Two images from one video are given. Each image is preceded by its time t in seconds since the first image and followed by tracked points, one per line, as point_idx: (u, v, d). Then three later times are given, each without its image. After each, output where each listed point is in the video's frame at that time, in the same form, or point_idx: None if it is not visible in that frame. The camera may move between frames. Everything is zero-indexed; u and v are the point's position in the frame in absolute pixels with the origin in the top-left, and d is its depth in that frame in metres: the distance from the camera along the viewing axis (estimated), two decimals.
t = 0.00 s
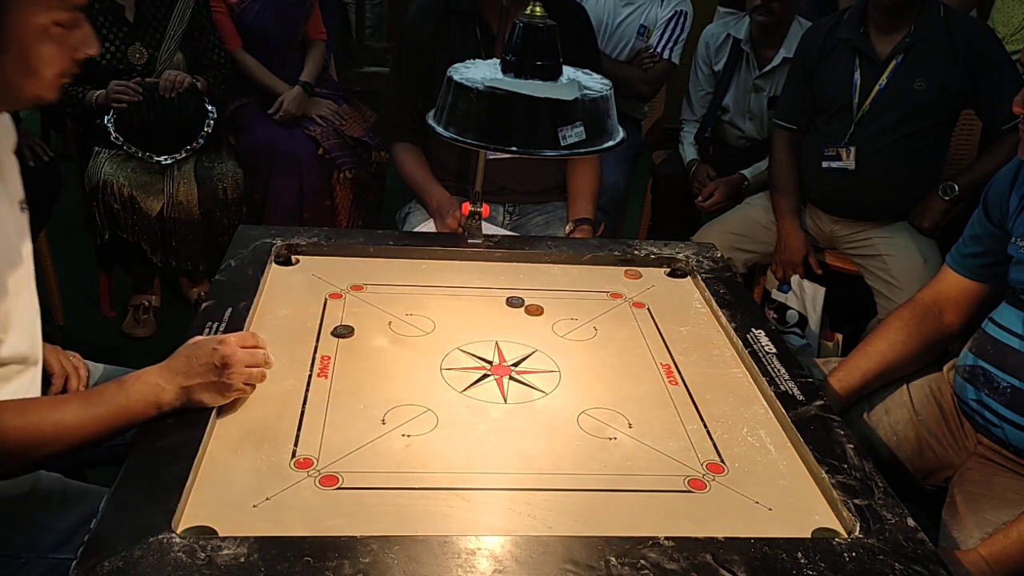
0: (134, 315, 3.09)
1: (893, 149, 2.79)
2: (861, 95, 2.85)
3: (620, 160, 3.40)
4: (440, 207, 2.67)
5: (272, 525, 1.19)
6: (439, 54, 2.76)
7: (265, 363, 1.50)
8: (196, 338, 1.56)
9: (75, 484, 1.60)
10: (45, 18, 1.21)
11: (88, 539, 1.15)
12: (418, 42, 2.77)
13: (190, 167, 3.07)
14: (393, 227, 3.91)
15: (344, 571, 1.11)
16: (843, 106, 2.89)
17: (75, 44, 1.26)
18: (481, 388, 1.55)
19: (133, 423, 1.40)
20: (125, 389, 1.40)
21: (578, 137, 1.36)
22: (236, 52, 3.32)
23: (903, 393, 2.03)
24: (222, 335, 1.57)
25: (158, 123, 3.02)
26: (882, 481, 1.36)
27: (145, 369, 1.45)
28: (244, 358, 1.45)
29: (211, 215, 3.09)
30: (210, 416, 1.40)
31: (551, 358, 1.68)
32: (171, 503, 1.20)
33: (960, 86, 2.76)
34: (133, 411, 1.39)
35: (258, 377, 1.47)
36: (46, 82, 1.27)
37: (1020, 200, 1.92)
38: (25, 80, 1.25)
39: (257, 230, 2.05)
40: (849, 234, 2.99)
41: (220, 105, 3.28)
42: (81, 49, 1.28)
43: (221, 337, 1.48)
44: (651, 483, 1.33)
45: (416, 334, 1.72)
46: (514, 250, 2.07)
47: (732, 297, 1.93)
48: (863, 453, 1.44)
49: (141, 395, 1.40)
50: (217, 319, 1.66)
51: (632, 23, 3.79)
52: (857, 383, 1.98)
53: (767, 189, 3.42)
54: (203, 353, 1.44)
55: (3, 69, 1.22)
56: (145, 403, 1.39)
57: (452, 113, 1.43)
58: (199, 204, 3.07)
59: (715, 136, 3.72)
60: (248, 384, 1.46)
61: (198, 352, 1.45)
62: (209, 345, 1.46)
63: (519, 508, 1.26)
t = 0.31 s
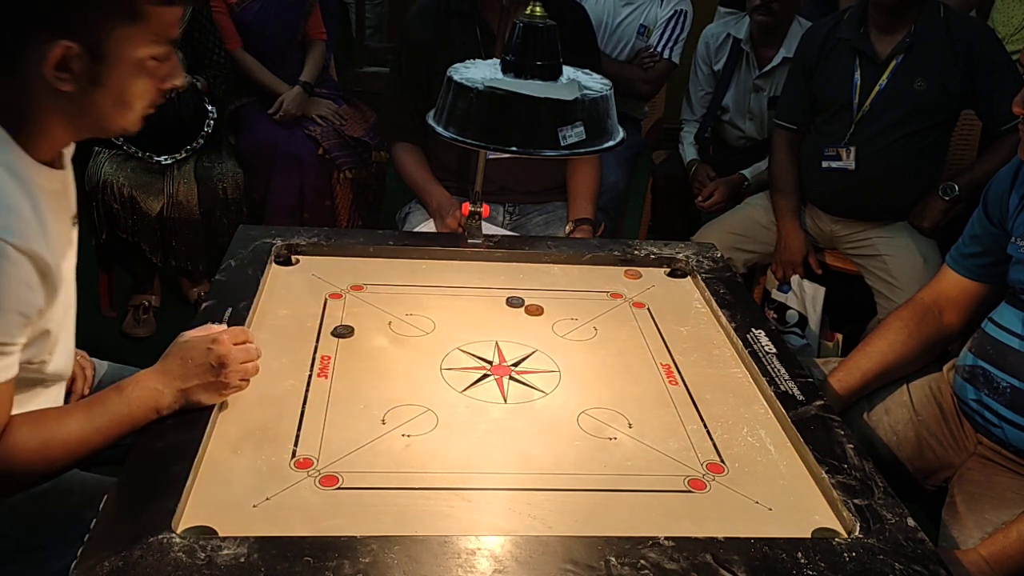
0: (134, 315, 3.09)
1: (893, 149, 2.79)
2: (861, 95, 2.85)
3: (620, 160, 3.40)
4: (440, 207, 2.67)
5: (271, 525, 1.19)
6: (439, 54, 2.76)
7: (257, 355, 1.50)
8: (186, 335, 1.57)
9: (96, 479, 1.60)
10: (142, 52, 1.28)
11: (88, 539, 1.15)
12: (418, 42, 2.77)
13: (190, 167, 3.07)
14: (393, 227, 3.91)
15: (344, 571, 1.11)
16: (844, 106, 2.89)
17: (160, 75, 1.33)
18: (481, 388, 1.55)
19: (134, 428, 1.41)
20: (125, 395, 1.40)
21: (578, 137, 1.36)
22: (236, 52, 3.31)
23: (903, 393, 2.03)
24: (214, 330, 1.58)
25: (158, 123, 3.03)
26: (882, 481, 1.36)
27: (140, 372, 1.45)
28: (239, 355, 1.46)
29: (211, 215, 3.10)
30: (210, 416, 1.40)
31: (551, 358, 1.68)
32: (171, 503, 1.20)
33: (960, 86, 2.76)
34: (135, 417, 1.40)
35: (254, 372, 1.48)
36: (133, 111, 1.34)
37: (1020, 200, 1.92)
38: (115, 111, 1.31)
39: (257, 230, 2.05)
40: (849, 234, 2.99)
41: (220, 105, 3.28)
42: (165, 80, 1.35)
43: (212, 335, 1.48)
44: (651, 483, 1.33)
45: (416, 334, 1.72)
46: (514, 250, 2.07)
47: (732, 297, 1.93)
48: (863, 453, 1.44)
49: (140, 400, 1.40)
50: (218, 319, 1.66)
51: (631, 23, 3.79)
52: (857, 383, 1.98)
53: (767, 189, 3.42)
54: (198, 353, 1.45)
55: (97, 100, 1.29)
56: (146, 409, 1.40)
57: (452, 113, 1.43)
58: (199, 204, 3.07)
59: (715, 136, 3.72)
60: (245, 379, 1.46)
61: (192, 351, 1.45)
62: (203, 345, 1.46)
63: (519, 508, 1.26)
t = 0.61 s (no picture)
0: (134, 315, 3.09)
1: (893, 149, 2.79)
2: (861, 95, 2.85)
3: (620, 160, 3.41)
4: (440, 207, 2.67)
5: (271, 525, 1.19)
6: (439, 54, 2.76)
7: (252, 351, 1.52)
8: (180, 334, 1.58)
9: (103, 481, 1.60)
10: (164, 62, 1.27)
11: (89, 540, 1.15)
12: (418, 42, 2.77)
13: (190, 167, 3.07)
14: (393, 227, 3.91)
15: (344, 571, 1.11)
16: (844, 106, 2.89)
17: (180, 84, 1.32)
18: (481, 388, 1.55)
19: (137, 431, 1.41)
20: (127, 398, 1.40)
21: (578, 137, 1.36)
22: (236, 52, 3.30)
23: (903, 393, 2.03)
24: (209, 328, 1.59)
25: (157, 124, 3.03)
26: (882, 481, 1.36)
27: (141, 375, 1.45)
28: (236, 352, 1.47)
29: (211, 215, 3.10)
30: (210, 416, 1.40)
31: (551, 358, 1.68)
32: (171, 503, 1.20)
33: (959, 86, 2.76)
34: (137, 420, 1.40)
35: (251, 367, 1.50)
36: (151, 122, 1.34)
37: (1020, 200, 1.92)
38: (134, 119, 1.31)
39: (257, 230, 2.05)
40: (849, 234, 2.99)
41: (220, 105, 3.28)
42: (184, 89, 1.34)
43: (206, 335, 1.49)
44: (651, 483, 1.33)
45: (416, 334, 1.72)
46: (515, 250, 2.07)
47: (732, 297, 1.93)
48: (863, 453, 1.44)
49: (143, 403, 1.40)
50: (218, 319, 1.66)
51: (631, 23, 3.79)
52: (857, 383, 1.98)
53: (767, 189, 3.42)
54: (196, 353, 1.46)
55: (117, 109, 1.28)
56: (148, 411, 1.40)
57: (453, 113, 1.43)
58: (199, 204, 3.07)
59: (715, 136, 3.72)
60: (243, 375, 1.48)
61: (189, 352, 1.46)
62: (199, 345, 1.47)
63: (519, 508, 1.26)
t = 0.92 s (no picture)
0: (134, 315, 3.09)
1: (894, 149, 2.79)
2: (861, 95, 2.85)
3: (620, 160, 3.41)
4: (440, 207, 2.67)
5: (271, 525, 1.19)
6: (439, 54, 2.76)
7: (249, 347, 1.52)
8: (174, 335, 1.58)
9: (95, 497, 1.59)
10: (96, 64, 1.23)
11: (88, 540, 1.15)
12: (418, 42, 2.77)
13: (190, 167, 3.07)
14: (393, 227, 3.91)
15: (344, 571, 1.11)
16: (844, 105, 2.89)
17: (115, 85, 1.28)
18: (481, 388, 1.55)
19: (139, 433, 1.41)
20: (125, 401, 1.39)
21: (578, 137, 1.36)
22: (236, 52, 3.31)
23: (903, 393, 2.03)
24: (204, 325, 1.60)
25: (156, 125, 3.02)
26: (882, 481, 1.36)
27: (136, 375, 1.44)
28: (232, 349, 1.47)
29: (211, 215, 3.10)
30: (209, 417, 1.40)
31: (551, 358, 1.68)
32: (171, 504, 1.20)
33: (959, 86, 2.76)
34: (137, 422, 1.39)
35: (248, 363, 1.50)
36: (86, 125, 1.29)
37: (1020, 200, 1.92)
38: (66, 125, 1.26)
39: (257, 230, 2.05)
40: (849, 234, 2.99)
41: (220, 105, 3.28)
42: (119, 89, 1.30)
43: (201, 334, 1.49)
44: (651, 483, 1.33)
45: (416, 334, 1.72)
46: (514, 250, 2.07)
47: (732, 297, 1.93)
48: (863, 453, 1.44)
49: (142, 404, 1.40)
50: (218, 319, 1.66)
51: (631, 23, 3.78)
52: (857, 383, 1.98)
53: (767, 189, 3.42)
54: (192, 351, 1.46)
55: (48, 116, 1.24)
56: (148, 412, 1.40)
57: (453, 113, 1.43)
58: (199, 204, 3.07)
59: (715, 136, 3.72)
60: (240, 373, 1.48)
61: (185, 351, 1.46)
62: (195, 343, 1.47)
63: (519, 508, 1.26)
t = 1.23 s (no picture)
0: (134, 315, 3.09)
1: (894, 149, 2.79)
2: (861, 95, 2.85)
3: (620, 160, 3.41)
4: (440, 207, 2.67)
5: (271, 525, 1.19)
6: (439, 54, 2.76)
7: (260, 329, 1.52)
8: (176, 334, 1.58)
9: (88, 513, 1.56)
10: (65, 67, 1.08)
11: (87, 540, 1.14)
12: (418, 42, 2.77)
13: (190, 167, 3.07)
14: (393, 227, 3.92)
15: (344, 571, 1.11)
16: (844, 106, 2.89)
17: (84, 90, 1.14)
18: (481, 388, 1.55)
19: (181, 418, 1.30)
20: (174, 384, 1.29)
21: (578, 137, 1.36)
22: (236, 52, 3.31)
23: (903, 393, 2.03)
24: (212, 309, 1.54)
25: (156, 124, 3.02)
26: (882, 481, 1.36)
27: (168, 359, 1.35)
28: (260, 325, 1.48)
29: (211, 215, 3.10)
30: (210, 417, 1.40)
31: (551, 358, 1.68)
32: (171, 504, 1.20)
33: (959, 86, 2.76)
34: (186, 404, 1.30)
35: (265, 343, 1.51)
36: (55, 137, 1.14)
37: (1020, 200, 1.92)
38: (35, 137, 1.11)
39: (257, 230, 2.05)
40: (849, 234, 2.99)
41: (220, 105, 3.28)
42: (86, 97, 1.16)
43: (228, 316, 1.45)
44: (651, 483, 1.33)
45: (416, 334, 1.72)
46: (514, 251, 2.07)
47: (732, 297, 1.93)
48: (863, 453, 1.44)
49: (189, 386, 1.31)
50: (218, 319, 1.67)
51: (631, 23, 3.78)
52: (857, 383, 1.98)
53: (767, 188, 3.42)
54: (229, 333, 1.42)
55: (17, 127, 1.08)
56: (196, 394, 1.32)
57: (453, 113, 1.43)
58: (199, 204, 3.07)
59: (715, 136, 3.72)
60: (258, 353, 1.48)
61: (221, 333, 1.41)
62: (228, 325, 1.43)
63: (519, 508, 1.26)
